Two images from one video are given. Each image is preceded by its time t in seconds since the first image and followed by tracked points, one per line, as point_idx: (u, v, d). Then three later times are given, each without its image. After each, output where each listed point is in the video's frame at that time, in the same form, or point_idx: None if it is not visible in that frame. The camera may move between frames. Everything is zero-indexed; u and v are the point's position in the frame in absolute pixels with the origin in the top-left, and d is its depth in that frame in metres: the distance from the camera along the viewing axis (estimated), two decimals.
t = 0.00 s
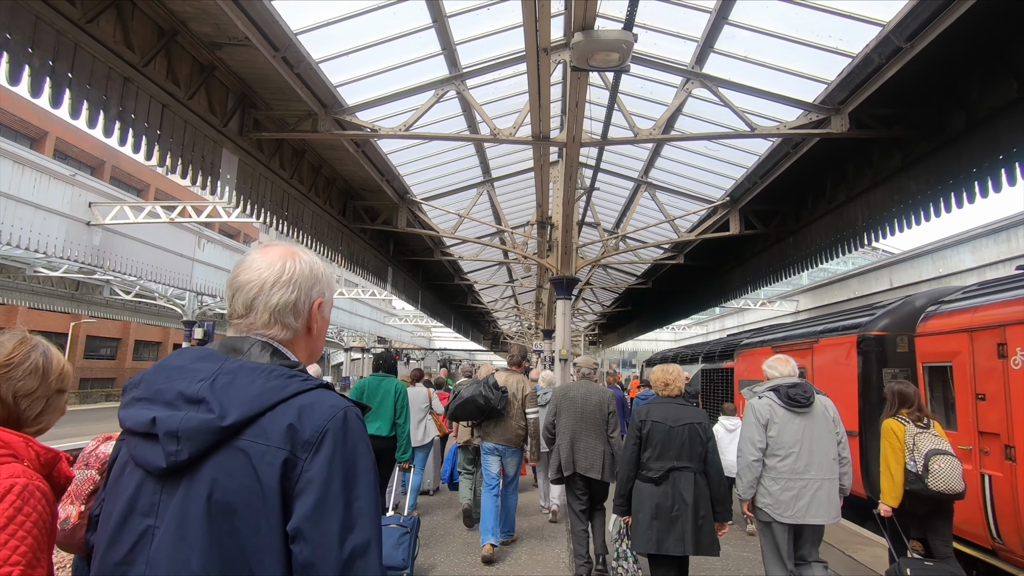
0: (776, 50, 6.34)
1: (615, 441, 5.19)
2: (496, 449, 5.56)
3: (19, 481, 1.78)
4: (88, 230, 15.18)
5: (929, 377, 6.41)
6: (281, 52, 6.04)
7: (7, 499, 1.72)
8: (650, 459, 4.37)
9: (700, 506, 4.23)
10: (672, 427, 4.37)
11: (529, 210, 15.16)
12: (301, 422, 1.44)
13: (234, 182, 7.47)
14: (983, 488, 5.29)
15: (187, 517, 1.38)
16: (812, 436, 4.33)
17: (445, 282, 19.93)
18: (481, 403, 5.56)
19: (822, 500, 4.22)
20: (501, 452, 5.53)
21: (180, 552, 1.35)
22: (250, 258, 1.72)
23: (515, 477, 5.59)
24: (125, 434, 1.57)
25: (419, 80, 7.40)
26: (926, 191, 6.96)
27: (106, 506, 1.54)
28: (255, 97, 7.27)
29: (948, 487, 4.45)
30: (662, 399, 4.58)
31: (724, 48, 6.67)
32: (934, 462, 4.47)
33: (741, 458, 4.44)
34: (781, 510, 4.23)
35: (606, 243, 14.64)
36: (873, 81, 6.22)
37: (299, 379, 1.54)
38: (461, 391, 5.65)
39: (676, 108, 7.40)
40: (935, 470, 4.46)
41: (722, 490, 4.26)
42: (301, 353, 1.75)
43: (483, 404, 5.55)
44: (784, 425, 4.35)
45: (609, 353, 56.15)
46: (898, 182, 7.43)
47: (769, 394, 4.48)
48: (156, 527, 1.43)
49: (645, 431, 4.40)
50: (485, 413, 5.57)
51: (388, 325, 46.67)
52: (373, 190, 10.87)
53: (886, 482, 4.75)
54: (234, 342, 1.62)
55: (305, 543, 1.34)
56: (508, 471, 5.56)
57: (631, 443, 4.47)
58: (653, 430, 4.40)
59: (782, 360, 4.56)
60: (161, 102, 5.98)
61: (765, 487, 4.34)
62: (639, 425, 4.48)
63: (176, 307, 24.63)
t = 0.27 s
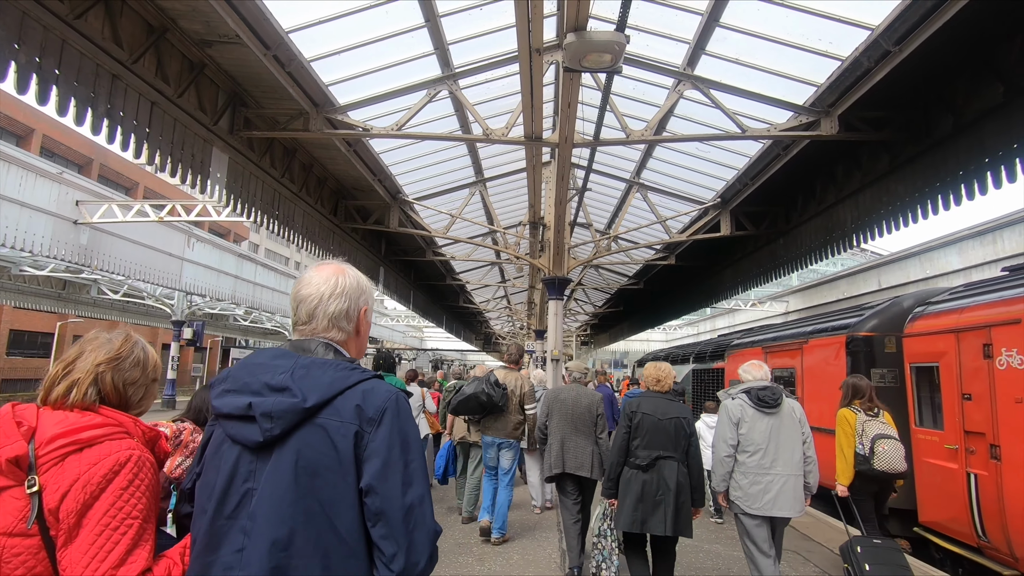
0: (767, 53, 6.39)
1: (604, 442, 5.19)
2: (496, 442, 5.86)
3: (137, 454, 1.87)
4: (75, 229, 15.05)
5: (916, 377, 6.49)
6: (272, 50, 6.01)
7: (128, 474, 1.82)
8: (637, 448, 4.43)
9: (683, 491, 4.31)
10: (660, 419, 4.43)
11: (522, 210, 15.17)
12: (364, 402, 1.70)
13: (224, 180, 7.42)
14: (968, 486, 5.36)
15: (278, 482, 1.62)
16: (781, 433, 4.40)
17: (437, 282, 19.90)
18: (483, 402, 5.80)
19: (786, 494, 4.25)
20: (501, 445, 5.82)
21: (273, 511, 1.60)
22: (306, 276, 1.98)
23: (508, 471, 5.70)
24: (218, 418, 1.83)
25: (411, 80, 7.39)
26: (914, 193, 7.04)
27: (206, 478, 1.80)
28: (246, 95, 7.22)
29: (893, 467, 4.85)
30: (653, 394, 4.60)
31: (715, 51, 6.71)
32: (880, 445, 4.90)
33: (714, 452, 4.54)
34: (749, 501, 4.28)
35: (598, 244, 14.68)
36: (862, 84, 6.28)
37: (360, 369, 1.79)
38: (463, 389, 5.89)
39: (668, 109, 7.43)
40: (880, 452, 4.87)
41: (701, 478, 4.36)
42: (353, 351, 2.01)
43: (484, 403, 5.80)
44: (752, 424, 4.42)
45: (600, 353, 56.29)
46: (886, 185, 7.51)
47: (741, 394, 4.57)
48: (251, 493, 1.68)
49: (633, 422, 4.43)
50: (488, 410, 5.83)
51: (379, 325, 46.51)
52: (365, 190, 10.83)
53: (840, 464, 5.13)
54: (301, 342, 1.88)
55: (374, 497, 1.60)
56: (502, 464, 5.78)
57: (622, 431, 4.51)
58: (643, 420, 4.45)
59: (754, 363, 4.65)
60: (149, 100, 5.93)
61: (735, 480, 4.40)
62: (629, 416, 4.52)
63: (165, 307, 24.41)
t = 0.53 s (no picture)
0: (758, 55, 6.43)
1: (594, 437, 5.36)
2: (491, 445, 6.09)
3: (192, 449, 2.03)
4: (62, 227, 14.91)
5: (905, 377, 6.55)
6: (264, 48, 5.98)
7: (189, 465, 1.98)
8: (623, 446, 4.49)
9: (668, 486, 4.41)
10: (643, 417, 4.50)
11: (514, 210, 15.17)
12: (378, 400, 1.97)
13: (214, 179, 7.36)
14: (956, 486, 5.42)
15: (314, 471, 1.88)
16: (758, 425, 4.49)
17: (429, 282, 19.86)
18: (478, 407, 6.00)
19: (763, 483, 4.36)
20: (496, 445, 6.03)
21: (311, 495, 1.85)
22: (322, 301, 2.18)
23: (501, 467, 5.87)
24: (258, 422, 2.05)
25: (404, 79, 7.36)
26: (903, 195, 7.10)
27: (252, 476, 1.99)
28: (237, 93, 7.17)
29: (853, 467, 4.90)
30: (635, 396, 4.69)
31: (708, 53, 6.74)
32: (842, 445, 4.93)
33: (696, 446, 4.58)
34: (729, 490, 4.37)
35: (590, 244, 14.71)
36: (853, 87, 6.33)
37: (372, 373, 2.06)
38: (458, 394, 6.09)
39: (660, 110, 7.45)
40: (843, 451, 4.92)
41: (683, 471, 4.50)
42: (366, 360, 2.25)
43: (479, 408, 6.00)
44: (733, 418, 4.49)
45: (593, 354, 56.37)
46: (875, 187, 7.58)
47: (721, 390, 4.63)
48: (289, 484, 1.93)
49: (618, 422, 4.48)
50: (483, 414, 6.02)
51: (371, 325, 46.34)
52: (357, 190, 10.79)
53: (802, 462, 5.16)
54: (321, 355, 2.12)
55: (392, 479, 1.88)
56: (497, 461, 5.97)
57: (607, 431, 4.56)
58: (626, 419, 4.51)
59: (735, 362, 4.67)
60: (139, 97, 5.88)
61: (716, 471, 4.47)
62: (613, 415, 4.58)
63: (154, 306, 24.18)
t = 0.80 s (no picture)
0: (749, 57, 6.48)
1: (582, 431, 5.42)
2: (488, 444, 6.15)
3: (233, 426, 2.27)
4: (50, 226, 14.74)
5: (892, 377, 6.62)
6: (255, 47, 5.95)
7: (232, 439, 2.22)
8: (602, 442, 4.67)
9: (647, 475, 4.58)
10: (620, 415, 4.71)
11: (507, 211, 15.18)
12: (391, 385, 2.13)
13: (204, 178, 7.31)
14: (942, 485, 5.48)
15: (336, 448, 2.04)
16: (736, 421, 4.79)
17: (421, 283, 19.80)
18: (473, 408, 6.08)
19: (742, 475, 4.65)
20: (489, 444, 6.12)
21: (335, 470, 2.01)
22: (338, 300, 2.33)
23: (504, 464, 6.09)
24: (285, 408, 2.17)
25: (396, 79, 7.35)
26: (891, 198, 7.19)
27: (282, 456, 2.13)
28: (228, 92, 7.12)
29: (818, 453, 5.12)
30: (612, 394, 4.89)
31: (699, 55, 6.79)
32: (808, 435, 5.15)
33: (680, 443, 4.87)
34: (712, 483, 4.66)
35: (583, 245, 14.74)
36: (842, 91, 6.39)
37: (384, 363, 2.23)
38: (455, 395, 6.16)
39: (652, 112, 7.49)
40: (808, 437, 5.15)
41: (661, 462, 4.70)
42: (378, 350, 2.39)
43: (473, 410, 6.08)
44: (714, 416, 4.79)
45: (585, 354, 56.45)
46: (864, 189, 7.66)
47: (701, 390, 4.93)
48: (313, 461, 2.06)
49: (596, 421, 4.68)
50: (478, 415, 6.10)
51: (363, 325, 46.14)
52: (349, 190, 10.75)
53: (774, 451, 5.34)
54: (339, 347, 2.25)
55: (406, 455, 2.05)
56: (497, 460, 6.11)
57: (587, 429, 4.76)
58: (605, 416, 4.72)
59: (713, 363, 5.03)
60: (129, 95, 5.83)
61: (699, 465, 4.76)
62: (592, 414, 4.79)
63: (143, 306, 23.94)
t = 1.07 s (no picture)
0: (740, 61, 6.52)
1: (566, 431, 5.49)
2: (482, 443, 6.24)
3: (274, 429, 2.36)
4: (36, 224, 14.56)
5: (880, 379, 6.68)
6: (246, 45, 5.91)
7: (275, 439, 2.32)
8: (584, 438, 4.80)
9: (625, 471, 4.69)
10: (600, 412, 4.82)
11: (498, 212, 15.20)
12: (412, 396, 2.22)
13: (193, 177, 7.26)
14: (929, 485, 5.54)
15: (364, 450, 2.13)
16: (708, 421, 4.94)
17: (413, 283, 19.76)
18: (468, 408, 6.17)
19: (711, 471, 4.81)
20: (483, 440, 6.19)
21: (359, 469, 2.09)
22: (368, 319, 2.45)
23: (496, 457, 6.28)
24: (319, 412, 2.27)
25: (389, 78, 7.34)
26: (879, 201, 7.26)
27: (315, 456, 2.21)
28: (217, 90, 7.07)
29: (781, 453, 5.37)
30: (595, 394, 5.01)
31: (691, 58, 6.83)
32: (772, 435, 5.38)
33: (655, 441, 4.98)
34: (684, 479, 4.81)
35: (574, 246, 14.76)
36: (832, 94, 6.44)
37: (407, 377, 2.32)
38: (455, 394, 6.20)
39: (644, 114, 7.52)
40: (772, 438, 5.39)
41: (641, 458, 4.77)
42: (406, 364, 2.48)
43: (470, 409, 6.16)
44: (688, 416, 4.92)
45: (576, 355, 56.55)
46: (852, 192, 7.73)
47: (676, 391, 5.04)
48: (341, 461, 2.14)
49: (580, 417, 4.81)
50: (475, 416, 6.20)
51: (353, 326, 45.94)
52: (340, 189, 10.70)
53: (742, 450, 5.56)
54: (368, 360, 2.37)
55: (425, 458, 2.12)
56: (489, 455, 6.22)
57: (570, 426, 4.88)
58: (587, 413, 4.84)
59: (686, 364, 5.11)
60: (117, 93, 5.77)
61: (673, 463, 4.90)
62: (575, 412, 4.92)
63: (130, 306, 23.71)
